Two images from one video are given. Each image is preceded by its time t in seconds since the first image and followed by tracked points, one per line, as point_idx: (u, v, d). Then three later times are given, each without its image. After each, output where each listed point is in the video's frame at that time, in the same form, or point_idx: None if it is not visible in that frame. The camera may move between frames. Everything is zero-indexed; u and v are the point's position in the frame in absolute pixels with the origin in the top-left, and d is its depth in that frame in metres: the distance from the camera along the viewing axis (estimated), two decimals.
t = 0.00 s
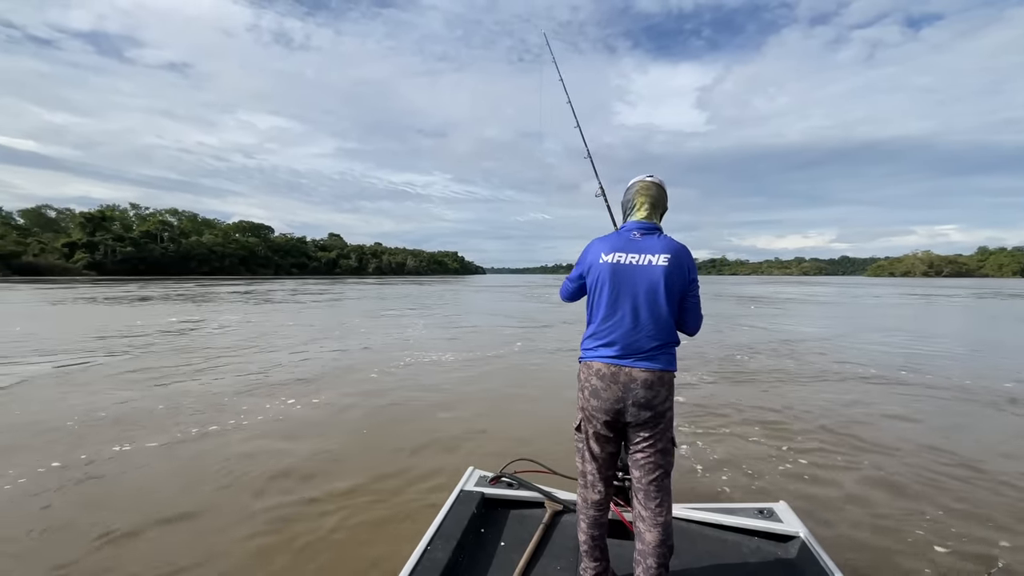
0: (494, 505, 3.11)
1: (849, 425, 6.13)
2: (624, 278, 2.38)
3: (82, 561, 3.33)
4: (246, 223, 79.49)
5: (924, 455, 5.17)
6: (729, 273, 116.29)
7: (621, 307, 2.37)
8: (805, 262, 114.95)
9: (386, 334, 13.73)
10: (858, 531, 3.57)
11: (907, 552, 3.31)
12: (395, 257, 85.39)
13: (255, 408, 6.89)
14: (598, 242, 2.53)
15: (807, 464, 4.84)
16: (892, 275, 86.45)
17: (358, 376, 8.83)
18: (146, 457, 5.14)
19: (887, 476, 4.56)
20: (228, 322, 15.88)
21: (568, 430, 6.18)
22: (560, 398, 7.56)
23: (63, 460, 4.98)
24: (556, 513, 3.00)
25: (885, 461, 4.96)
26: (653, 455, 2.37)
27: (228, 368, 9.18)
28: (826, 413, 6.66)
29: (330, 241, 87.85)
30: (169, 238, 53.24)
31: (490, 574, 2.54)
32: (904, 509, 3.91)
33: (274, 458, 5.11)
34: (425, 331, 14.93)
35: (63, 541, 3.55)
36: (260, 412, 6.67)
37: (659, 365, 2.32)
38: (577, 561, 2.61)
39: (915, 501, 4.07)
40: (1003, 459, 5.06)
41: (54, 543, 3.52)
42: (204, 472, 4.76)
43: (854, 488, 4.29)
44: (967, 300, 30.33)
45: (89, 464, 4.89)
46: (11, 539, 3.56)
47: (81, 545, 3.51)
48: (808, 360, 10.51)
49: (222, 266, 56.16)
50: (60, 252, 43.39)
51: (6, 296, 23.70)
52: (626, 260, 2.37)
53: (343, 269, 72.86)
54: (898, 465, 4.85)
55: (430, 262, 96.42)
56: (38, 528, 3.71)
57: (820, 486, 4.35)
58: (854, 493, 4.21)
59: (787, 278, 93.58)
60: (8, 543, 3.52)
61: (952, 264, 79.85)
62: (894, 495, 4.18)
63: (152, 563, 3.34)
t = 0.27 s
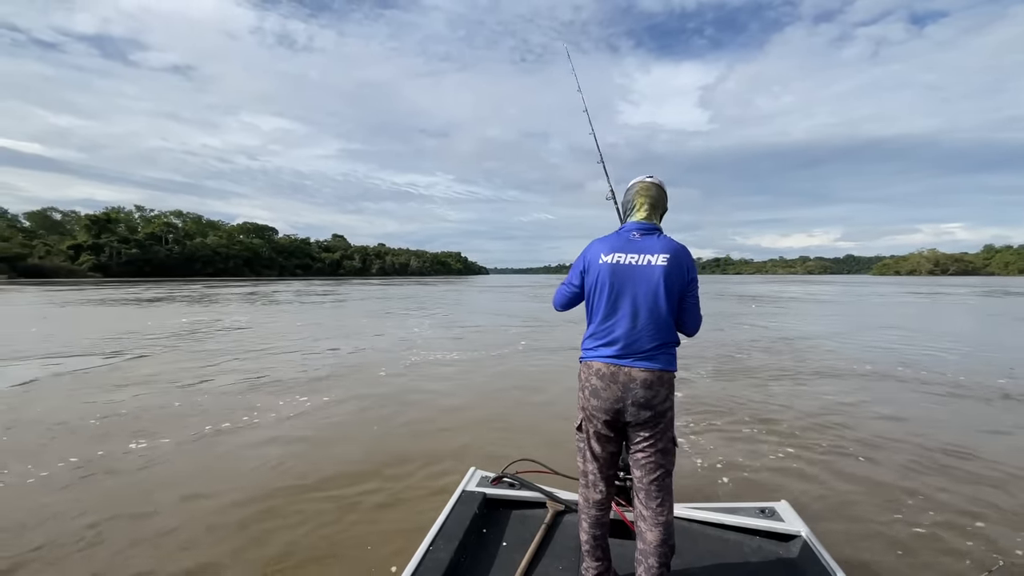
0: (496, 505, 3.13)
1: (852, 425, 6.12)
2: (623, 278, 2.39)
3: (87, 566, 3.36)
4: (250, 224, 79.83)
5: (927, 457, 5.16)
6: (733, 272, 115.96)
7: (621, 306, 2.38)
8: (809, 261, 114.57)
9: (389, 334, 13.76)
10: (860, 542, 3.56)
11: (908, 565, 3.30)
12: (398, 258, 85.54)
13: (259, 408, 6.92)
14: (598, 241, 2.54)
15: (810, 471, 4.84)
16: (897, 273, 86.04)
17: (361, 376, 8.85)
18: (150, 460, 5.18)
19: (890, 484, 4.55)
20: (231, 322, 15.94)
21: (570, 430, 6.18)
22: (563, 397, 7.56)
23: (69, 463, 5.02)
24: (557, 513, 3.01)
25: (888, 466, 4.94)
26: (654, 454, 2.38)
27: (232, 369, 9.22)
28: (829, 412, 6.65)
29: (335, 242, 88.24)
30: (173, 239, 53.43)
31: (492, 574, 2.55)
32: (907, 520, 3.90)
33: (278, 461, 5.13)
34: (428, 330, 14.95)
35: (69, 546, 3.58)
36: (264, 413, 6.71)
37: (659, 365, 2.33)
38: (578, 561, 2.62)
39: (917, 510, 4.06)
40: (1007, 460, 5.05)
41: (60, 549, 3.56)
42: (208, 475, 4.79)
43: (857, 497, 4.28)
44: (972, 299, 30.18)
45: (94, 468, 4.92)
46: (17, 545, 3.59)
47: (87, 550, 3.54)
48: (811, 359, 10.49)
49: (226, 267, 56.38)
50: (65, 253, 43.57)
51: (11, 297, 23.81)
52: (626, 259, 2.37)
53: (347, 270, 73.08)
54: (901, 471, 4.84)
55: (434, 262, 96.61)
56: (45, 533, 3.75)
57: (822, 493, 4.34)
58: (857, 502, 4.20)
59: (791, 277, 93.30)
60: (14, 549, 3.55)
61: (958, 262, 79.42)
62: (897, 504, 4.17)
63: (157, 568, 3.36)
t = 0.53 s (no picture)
0: (498, 506, 3.13)
1: (856, 424, 6.10)
2: (625, 279, 2.39)
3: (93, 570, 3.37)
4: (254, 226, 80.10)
5: (931, 455, 5.14)
6: (737, 271, 115.64)
7: (622, 308, 2.38)
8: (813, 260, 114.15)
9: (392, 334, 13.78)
10: (864, 541, 3.55)
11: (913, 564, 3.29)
12: (401, 259, 85.68)
13: (262, 409, 6.94)
14: (599, 243, 2.54)
15: (814, 470, 4.81)
16: (902, 272, 85.59)
17: (364, 376, 8.87)
18: (154, 462, 5.21)
19: (895, 483, 4.53)
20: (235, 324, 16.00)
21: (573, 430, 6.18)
22: (565, 396, 7.55)
23: (75, 466, 5.05)
24: (560, 514, 3.01)
25: (893, 464, 4.92)
26: (656, 455, 2.38)
27: (236, 370, 9.26)
28: (833, 411, 6.62)
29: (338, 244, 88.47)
30: (177, 241, 53.64)
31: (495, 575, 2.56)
32: (912, 519, 3.88)
33: (280, 462, 5.15)
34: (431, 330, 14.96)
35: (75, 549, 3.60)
36: (267, 414, 6.73)
37: (662, 366, 2.33)
38: (581, 562, 2.63)
39: (922, 508, 4.04)
40: (1012, 459, 5.03)
41: (66, 552, 3.57)
42: (211, 477, 4.81)
43: (861, 496, 4.26)
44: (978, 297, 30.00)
45: (100, 470, 4.95)
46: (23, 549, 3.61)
47: (93, 553, 3.56)
48: (814, 357, 10.46)
49: (230, 269, 56.60)
50: (70, 256, 43.77)
51: (17, 300, 23.93)
52: (627, 261, 2.38)
53: (351, 271, 73.24)
54: (905, 469, 4.82)
55: (437, 263, 96.73)
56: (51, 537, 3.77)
57: (826, 493, 4.33)
58: (861, 500, 4.18)
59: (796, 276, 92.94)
60: (20, 552, 3.57)
61: (964, 260, 78.96)
62: (901, 502, 4.15)
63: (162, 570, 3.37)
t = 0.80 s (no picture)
0: (499, 509, 3.13)
1: (859, 423, 6.07)
2: (623, 281, 2.39)
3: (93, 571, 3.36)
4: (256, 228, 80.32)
5: (935, 454, 5.11)
6: (739, 271, 115.41)
7: (621, 310, 2.38)
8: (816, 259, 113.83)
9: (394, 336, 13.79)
10: (866, 541, 3.53)
11: (916, 565, 3.27)
12: (404, 261, 85.77)
13: (264, 410, 6.96)
14: (598, 244, 2.54)
15: (817, 469, 4.80)
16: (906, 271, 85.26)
17: (366, 377, 8.88)
18: (157, 461, 5.23)
19: (899, 482, 4.50)
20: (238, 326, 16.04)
21: (575, 431, 6.18)
22: (567, 397, 7.54)
23: (77, 466, 5.06)
24: (561, 517, 3.02)
25: (896, 463, 4.89)
26: (656, 459, 2.38)
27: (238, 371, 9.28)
28: (836, 410, 6.60)
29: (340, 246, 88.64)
30: (181, 244, 53.87)
31: None
32: (916, 519, 3.85)
33: (282, 461, 5.16)
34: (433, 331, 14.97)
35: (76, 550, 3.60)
36: (269, 414, 6.75)
37: (661, 369, 2.33)
38: (582, 565, 2.63)
39: (926, 507, 4.02)
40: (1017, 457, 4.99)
41: (68, 553, 3.57)
42: (213, 476, 4.82)
43: (865, 495, 4.23)
44: (983, 296, 29.85)
45: (101, 469, 4.96)
46: (25, 549, 3.62)
47: (94, 554, 3.56)
48: (818, 356, 10.43)
49: (233, 272, 56.76)
50: (74, 259, 43.96)
51: (23, 304, 24.09)
52: (626, 262, 2.38)
53: (353, 273, 73.35)
54: (909, 468, 4.79)
55: (439, 264, 96.82)
56: (52, 537, 3.77)
57: (829, 493, 4.30)
58: (861, 499, 4.15)
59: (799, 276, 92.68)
60: (22, 553, 3.57)
61: (968, 259, 78.62)
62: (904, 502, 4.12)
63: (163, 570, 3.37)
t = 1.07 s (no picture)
0: (498, 511, 3.13)
1: (860, 423, 6.07)
2: (621, 283, 2.39)
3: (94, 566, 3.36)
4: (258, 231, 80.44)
5: (936, 452, 5.10)
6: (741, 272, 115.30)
7: (619, 312, 2.38)
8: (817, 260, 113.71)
9: (395, 337, 13.81)
10: (867, 540, 3.53)
11: (916, 563, 3.27)
12: (405, 263, 85.80)
13: (264, 409, 6.97)
14: (597, 246, 2.55)
15: (817, 468, 4.79)
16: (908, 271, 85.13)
17: (367, 378, 8.88)
18: (157, 458, 5.24)
19: (899, 480, 4.49)
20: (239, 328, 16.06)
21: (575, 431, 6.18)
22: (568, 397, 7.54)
23: (77, 465, 5.06)
24: (560, 519, 3.02)
25: (896, 463, 4.88)
26: (654, 461, 2.37)
27: (239, 372, 9.30)
28: (837, 410, 6.59)
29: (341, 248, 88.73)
30: (183, 247, 53.98)
31: None
32: (917, 517, 3.84)
33: (282, 458, 5.16)
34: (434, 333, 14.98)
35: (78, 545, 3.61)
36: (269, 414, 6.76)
37: (658, 371, 2.33)
38: (581, 567, 2.63)
39: (926, 505, 4.01)
40: (1018, 455, 4.99)
41: (69, 548, 3.57)
42: (212, 473, 4.82)
43: (864, 493, 4.22)
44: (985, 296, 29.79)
45: (101, 468, 4.95)
46: (25, 544, 3.62)
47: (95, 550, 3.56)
48: (819, 357, 10.41)
49: (235, 274, 56.81)
50: (76, 263, 44.05)
51: (24, 306, 24.12)
52: (624, 264, 2.38)
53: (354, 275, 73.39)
54: (910, 467, 4.78)
55: (440, 266, 96.87)
56: (53, 533, 3.77)
57: (830, 492, 4.30)
58: (862, 498, 4.14)
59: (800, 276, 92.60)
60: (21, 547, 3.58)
61: (969, 259, 78.49)
62: (905, 501, 4.11)
63: (161, 568, 3.36)
